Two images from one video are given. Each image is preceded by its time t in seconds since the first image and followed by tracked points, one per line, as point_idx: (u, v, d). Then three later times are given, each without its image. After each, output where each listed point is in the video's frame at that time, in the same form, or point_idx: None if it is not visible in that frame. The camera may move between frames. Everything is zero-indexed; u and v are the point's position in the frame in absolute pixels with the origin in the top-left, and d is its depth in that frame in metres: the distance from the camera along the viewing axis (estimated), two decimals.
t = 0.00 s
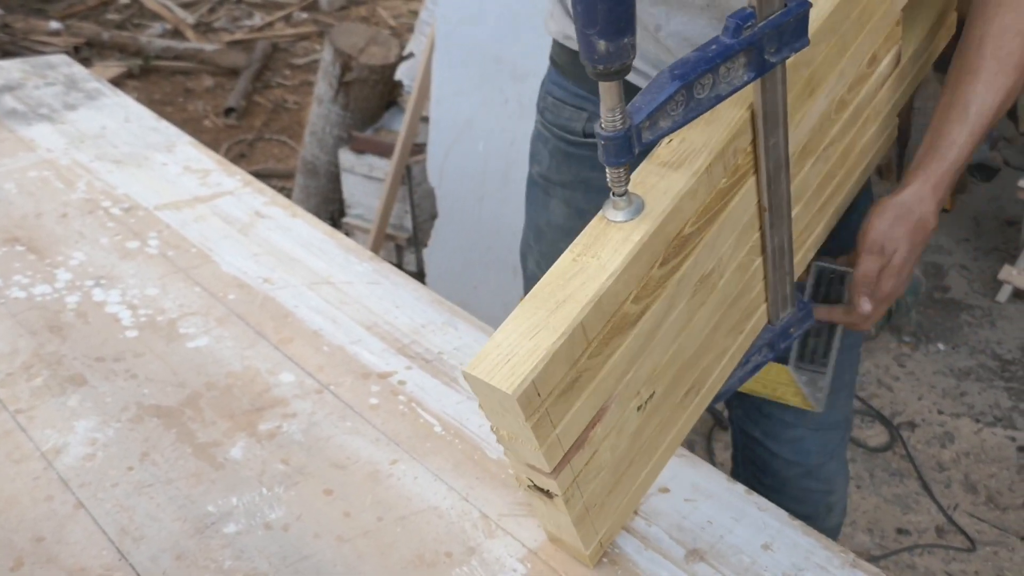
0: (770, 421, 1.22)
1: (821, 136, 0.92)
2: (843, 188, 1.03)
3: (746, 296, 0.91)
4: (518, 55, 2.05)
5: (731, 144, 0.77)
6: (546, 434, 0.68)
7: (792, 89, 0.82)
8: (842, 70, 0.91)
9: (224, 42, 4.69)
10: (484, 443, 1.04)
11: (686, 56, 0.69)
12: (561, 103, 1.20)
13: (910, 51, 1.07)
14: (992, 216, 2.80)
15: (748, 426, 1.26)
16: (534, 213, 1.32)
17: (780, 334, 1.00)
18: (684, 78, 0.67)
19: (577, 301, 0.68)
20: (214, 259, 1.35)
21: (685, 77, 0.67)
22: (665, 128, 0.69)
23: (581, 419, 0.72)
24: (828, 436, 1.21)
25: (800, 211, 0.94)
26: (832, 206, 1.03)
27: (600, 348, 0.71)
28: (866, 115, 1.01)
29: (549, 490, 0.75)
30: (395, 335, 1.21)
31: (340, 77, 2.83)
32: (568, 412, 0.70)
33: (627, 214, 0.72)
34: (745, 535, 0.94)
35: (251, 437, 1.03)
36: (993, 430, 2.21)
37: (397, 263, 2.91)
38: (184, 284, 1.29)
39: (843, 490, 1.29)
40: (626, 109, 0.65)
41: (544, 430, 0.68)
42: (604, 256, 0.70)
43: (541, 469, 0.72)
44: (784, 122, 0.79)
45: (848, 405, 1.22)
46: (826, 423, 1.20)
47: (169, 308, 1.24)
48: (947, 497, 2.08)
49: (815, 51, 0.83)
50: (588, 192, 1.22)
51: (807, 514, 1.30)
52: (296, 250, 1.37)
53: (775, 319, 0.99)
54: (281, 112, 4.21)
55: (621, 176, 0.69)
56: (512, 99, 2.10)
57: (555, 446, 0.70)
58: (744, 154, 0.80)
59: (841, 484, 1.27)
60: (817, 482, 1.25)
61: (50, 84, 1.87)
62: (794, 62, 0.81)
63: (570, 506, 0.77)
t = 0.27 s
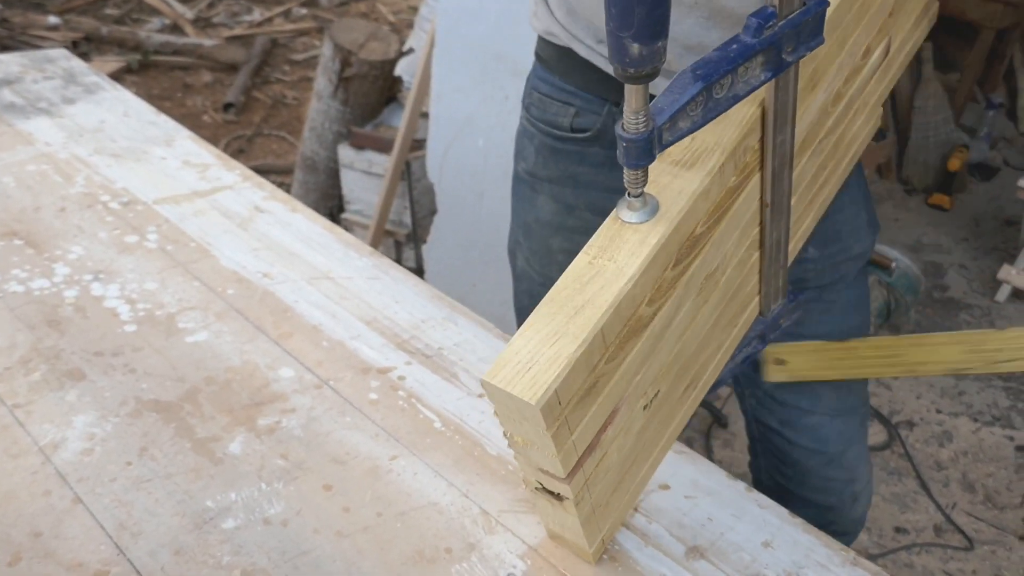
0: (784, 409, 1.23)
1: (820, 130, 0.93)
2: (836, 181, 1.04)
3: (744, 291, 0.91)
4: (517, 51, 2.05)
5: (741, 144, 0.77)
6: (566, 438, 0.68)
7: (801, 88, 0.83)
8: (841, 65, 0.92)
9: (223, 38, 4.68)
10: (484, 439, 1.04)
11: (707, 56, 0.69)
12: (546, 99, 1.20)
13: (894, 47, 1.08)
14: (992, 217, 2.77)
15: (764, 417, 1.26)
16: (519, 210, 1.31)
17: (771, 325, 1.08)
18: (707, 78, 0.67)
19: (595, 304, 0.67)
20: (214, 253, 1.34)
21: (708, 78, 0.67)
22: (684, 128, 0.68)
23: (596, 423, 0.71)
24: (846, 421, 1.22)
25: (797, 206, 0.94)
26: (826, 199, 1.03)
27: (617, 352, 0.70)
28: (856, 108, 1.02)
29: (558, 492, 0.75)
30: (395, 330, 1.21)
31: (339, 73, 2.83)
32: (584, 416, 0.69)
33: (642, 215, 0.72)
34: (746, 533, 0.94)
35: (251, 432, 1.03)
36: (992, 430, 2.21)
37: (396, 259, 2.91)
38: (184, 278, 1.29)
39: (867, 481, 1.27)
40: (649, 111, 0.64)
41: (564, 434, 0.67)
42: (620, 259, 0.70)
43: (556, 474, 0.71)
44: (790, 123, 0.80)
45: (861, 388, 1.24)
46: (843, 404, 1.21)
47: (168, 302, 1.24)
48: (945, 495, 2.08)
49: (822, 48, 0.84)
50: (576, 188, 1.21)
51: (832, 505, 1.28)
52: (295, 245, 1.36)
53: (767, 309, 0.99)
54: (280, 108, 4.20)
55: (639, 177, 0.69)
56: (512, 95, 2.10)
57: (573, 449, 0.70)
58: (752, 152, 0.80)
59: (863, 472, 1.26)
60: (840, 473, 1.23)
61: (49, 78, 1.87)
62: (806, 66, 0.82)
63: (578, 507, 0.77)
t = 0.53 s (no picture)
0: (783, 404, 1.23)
1: (817, 129, 0.93)
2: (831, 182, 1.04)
3: (741, 289, 0.92)
4: (517, 50, 2.05)
5: (741, 143, 0.78)
6: (569, 433, 0.68)
7: (799, 89, 0.83)
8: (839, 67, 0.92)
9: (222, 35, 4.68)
10: (483, 437, 1.04)
11: (709, 55, 0.70)
12: (538, 96, 1.20)
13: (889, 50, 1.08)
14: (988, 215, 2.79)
15: (764, 413, 1.26)
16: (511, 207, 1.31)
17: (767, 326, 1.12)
18: (710, 78, 0.68)
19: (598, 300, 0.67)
20: (213, 251, 1.34)
21: (711, 77, 0.67)
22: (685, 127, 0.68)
23: (597, 420, 0.72)
24: (847, 419, 1.22)
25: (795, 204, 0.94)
26: (822, 199, 1.04)
27: (619, 349, 0.70)
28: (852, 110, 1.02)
29: (559, 488, 0.75)
30: (393, 328, 1.21)
31: (338, 71, 2.83)
32: (586, 413, 0.69)
33: (644, 213, 0.72)
34: (744, 531, 0.94)
35: (249, 430, 1.03)
36: (989, 428, 2.21)
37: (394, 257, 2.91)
38: (183, 276, 1.29)
39: (875, 480, 1.26)
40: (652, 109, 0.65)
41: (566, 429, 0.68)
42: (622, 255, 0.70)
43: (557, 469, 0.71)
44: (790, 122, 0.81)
45: (864, 386, 1.23)
46: (844, 401, 1.21)
47: (167, 300, 1.24)
48: (942, 494, 2.09)
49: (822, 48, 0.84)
50: (568, 185, 1.21)
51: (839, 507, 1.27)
52: (294, 243, 1.36)
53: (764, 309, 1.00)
54: (279, 105, 4.20)
55: (641, 176, 0.69)
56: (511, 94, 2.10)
57: (575, 445, 0.70)
58: (752, 151, 0.80)
59: (869, 472, 1.25)
60: (842, 471, 1.23)
61: (48, 76, 1.87)
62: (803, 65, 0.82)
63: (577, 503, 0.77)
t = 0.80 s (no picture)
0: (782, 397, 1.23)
1: (812, 128, 0.94)
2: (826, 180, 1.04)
3: (737, 285, 0.92)
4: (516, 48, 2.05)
5: (735, 138, 0.78)
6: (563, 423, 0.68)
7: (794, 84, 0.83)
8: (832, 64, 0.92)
9: (220, 33, 4.68)
10: (481, 433, 1.04)
11: (701, 51, 0.70)
12: (536, 91, 1.20)
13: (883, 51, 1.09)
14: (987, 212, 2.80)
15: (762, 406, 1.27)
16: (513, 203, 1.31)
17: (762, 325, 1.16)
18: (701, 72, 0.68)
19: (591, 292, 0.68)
20: (211, 248, 1.35)
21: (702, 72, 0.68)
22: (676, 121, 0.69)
23: (592, 412, 0.72)
24: (844, 413, 1.21)
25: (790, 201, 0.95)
26: (818, 196, 1.04)
27: (613, 341, 0.71)
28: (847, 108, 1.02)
29: (556, 482, 0.76)
30: (392, 326, 1.21)
31: (336, 69, 2.83)
32: (581, 405, 0.70)
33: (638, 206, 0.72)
34: (741, 526, 0.94)
35: (248, 427, 1.03)
36: (987, 426, 2.22)
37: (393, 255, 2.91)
38: (182, 274, 1.29)
39: (871, 477, 1.26)
40: (645, 103, 0.66)
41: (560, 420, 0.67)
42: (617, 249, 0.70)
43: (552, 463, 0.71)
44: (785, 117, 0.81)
45: (862, 379, 1.23)
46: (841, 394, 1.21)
47: (166, 297, 1.24)
48: (941, 491, 2.09)
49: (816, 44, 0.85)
50: (566, 180, 1.21)
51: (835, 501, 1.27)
52: (293, 241, 1.36)
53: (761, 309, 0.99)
54: (278, 103, 4.20)
55: (635, 169, 0.70)
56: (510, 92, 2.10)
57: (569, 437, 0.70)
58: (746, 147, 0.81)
59: (867, 467, 1.25)
60: (838, 467, 1.23)
61: (46, 73, 1.87)
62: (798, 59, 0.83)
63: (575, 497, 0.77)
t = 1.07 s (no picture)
0: (781, 394, 1.23)
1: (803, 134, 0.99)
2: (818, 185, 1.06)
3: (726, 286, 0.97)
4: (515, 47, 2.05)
5: (735, 138, 0.84)
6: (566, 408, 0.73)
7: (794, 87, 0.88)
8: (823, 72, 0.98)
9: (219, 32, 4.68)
10: (480, 429, 1.04)
11: (702, 47, 0.71)
12: (541, 90, 1.20)
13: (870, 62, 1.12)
14: (986, 210, 2.81)
15: (761, 403, 1.27)
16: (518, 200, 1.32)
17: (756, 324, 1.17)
18: (702, 70, 0.69)
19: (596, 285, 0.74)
20: (210, 246, 1.35)
21: (702, 69, 0.69)
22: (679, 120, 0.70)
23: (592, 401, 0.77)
24: (843, 411, 1.21)
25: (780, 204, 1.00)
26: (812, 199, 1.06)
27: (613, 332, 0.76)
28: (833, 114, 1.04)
29: (554, 479, 0.75)
30: (390, 323, 1.21)
31: (335, 67, 2.82)
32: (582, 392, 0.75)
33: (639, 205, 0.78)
34: (739, 522, 0.94)
35: (247, 424, 1.03)
36: (985, 422, 2.22)
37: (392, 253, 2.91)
38: (181, 271, 1.29)
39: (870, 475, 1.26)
40: (644, 101, 0.67)
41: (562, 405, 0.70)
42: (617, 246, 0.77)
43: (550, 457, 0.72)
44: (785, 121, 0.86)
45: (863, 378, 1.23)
46: (841, 391, 1.20)
47: (165, 294, 1.24)
48: (940, 488, 2.09)
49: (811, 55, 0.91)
50: (570, 178, 1.21)
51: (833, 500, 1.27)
52: (291, 239, 1.37)
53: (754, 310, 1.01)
54: (276, 102, 4.20)
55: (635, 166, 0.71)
56: (509, 90, 2.10)
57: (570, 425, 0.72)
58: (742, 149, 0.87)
59: (866, 466, 1.24)
60: (837, 464, 1.23)
61: (45, 72, 1.87)
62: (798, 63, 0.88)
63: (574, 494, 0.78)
